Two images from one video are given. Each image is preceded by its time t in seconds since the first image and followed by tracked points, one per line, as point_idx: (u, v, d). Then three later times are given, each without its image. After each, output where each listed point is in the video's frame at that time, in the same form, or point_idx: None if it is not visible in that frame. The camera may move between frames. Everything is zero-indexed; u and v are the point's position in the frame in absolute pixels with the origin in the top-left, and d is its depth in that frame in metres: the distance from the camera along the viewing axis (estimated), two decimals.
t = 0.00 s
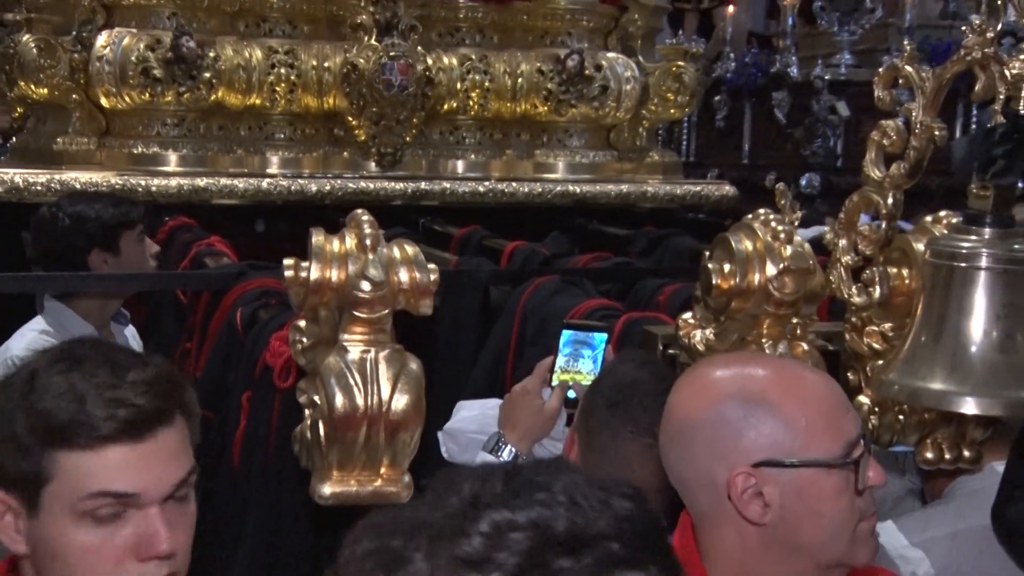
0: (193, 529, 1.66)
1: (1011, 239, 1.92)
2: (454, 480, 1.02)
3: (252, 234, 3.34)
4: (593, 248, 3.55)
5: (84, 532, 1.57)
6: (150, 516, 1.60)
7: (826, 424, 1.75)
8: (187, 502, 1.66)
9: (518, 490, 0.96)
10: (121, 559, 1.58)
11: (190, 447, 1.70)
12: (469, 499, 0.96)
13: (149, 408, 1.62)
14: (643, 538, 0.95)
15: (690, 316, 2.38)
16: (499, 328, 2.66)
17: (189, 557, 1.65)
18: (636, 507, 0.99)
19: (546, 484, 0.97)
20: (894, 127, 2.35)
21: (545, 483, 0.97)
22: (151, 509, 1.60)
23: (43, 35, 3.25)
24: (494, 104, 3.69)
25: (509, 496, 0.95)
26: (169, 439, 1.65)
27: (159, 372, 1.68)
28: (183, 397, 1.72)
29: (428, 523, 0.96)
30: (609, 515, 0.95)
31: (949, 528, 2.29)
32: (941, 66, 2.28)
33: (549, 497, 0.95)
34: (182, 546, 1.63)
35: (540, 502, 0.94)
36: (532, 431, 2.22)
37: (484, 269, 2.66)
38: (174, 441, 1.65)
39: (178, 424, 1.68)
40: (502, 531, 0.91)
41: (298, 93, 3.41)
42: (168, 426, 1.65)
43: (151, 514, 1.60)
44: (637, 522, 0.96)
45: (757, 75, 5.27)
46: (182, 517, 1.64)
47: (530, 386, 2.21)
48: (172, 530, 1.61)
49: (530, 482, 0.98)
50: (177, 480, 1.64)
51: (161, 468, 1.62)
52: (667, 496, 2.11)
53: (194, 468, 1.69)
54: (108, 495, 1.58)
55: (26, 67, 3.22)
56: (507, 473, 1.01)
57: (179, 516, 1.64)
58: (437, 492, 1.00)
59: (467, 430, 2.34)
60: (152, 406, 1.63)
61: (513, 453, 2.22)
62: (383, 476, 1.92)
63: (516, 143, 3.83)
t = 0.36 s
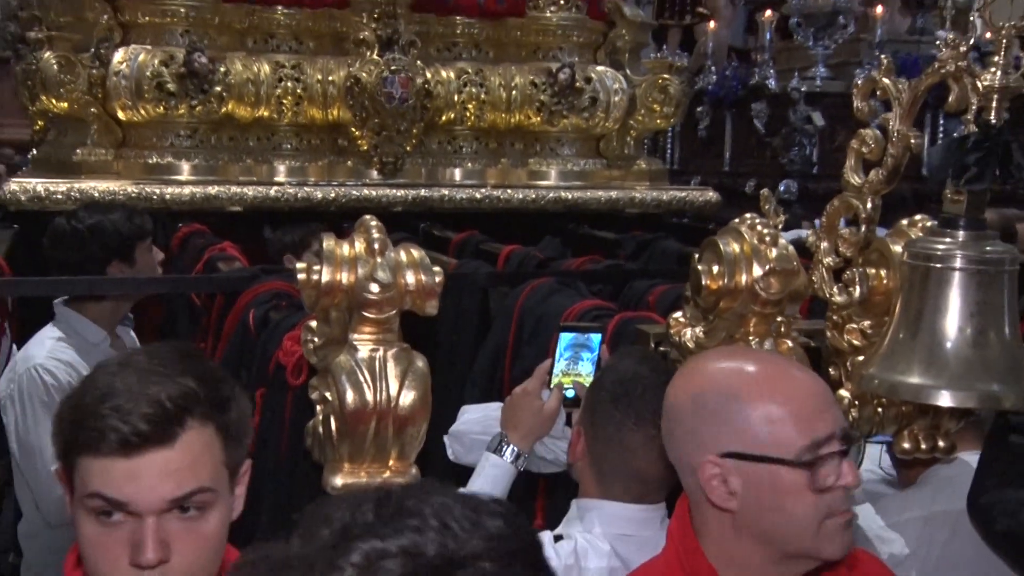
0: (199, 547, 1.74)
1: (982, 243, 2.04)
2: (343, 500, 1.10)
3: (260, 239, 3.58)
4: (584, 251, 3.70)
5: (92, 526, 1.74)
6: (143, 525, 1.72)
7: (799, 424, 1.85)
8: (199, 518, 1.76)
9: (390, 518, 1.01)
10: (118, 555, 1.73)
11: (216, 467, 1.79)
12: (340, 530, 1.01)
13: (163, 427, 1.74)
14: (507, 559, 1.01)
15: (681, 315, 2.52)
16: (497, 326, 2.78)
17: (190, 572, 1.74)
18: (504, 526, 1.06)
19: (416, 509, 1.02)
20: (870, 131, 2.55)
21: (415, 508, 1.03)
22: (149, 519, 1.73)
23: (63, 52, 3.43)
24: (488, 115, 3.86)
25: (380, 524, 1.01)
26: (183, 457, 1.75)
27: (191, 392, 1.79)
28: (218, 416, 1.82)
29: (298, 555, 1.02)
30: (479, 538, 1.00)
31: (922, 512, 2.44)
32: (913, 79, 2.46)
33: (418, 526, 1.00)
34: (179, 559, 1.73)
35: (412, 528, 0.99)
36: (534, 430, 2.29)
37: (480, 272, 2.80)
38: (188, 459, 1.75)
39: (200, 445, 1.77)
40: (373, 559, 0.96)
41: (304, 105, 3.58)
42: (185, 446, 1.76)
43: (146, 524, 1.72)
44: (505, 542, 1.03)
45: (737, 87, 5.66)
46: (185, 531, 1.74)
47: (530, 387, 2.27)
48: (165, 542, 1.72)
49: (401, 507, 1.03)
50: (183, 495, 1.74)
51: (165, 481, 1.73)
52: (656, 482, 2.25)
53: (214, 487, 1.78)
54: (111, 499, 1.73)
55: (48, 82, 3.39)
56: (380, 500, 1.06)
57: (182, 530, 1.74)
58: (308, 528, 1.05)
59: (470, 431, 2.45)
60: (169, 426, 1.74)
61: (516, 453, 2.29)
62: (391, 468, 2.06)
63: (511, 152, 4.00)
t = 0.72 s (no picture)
0: (208, 535, 1.72)
1: (945, 249, 2.30)
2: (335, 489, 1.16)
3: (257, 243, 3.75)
4: (567, 255, 3.85)
5: (103, 521, 1.72)
6: (155, 515, 1.71)
7: (769, 413, 1.88)
8: (208, 507, 1.73)
9: (379, 508, 1.04)
10: (130, 546, 1.71)
11: (222, 457, 1.78)
12: (329, 521, 1.04)
13: (174, 418, 1.74)
14: (493, 546, 1.03)
15: (662, 315, 2.70)
16: (485, 327, 2.94)
17: (199, 560, 1.71)
18: (489, 515, 1.08)
19: (404, 499, 1.05)
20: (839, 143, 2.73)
21: (403, 498, 1.05)
22: (161, 509, 1.71)
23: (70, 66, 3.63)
24: (472, 127, 4.05)
25: (368, 515, 1.03)
26: (193, 448, 1.74)
27: (197, 386, 1.79)
28: (223, 410, 1.81)
29: (289, 548, 1.04)
30: (464, 526, 1.03)
31: (883, 496, 2.63)
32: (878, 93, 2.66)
33: (404, 516, 1.02)
34: (190, 547, 1.71)
35: (398, 518, 1.02)
36: (526, 421, 2.42)
37: (469, 274, 2.96)
38: (197, 449, 1.74)
39: (209, 436, 1.76)
40: (365, 547, 0.99)
41: (299, 116, 3.85)
42: (194, 437, 1.75)
43: (158, 513, 1.71)
44: (490, 530, 1.04)
45: (708, 101, 5.90)
46: (195, 520, 1.72)
47: (524, 381, 2.42)
48: (176, 530, 1.70)
49: (390, 497, 1.07)
50: (193, 484, 1.73)
51: (175, 471, 1.72)
52: (642, 473, 2.37)
53: (223, 476, 1.77)
54: (123, 490, 1.71)
55: (54, 93, 3.58)
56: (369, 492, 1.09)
57: (192, 519, 1.72)
58: (301, 516, 1.09)
59: (466, 422, 2.60)
60: (179, 417, 1.74)
61: (510, 442, 2.41)
62: (389, 460, 2.21)
63: (495, 160, 4.21)
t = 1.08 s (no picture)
0: (199, 534, 1.82)
1: (917, 252, 2.67)
2: (371, 469, 1.26)
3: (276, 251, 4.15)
4: (566, 260, 4.07)
5: (96, 524, 1.81)
6: (146, 516, 1.79)
7: (794, 400, 1.98)
8: (198, 507, 1.83)
9: (423, 482, 1.16)
10: (124, 549, 1.79)
11: (210, 458, 1.87)
12: (381, 492, 1.15)
13: (163, 422, 1.82)
14: (525, 513, 1.15)
15: (656, 313, 2.91)
16: (492, 328, 3.15)
17: (193, 557, 1.82)
18: (522, 491, 1.20)
19: (446, 474, 1.17)
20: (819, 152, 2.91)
21: (445, 473, 1.18)
22: (152, 511, 1.80)
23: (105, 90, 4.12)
24: (477, 141, 4.34)
25: (416, 488, 1.15)
26: (180, 451, 1.82)
27: (183, 391, 1.86)
28: (208, 411, 1.89)
29: (345, 515, 1.16)
30: (500, 498, 1.14)
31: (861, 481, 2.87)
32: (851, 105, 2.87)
33: (447, 490, 1.14)
34: (182, 545, 1.81)
35: (443, 491, 1.14)
36: (535, 416, 2.63)
37: (475, 278, 3.19)
38: (184, 452, 1.83)
39: (197, 439, 1.85)
40: (412, 517, 1.10)
41: (314, 133, 4.29)
42: (181, 440, 1.83)
43: (149, 516, 1.79)
44: (521, 503, 1.16)
45: (693, 117, 6.24)
46: (186, 520, 1.81)
47: (533, 377, 2.62)
48: (169, 530, 1.79)
49: (434, 473, 1.18)
50: (182, 486, 1.81)
51: (164, 474, 1.80)
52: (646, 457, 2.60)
53: (210, 476, 1.86)
54: (114, 494, 1.79)
55: (92, 116, 4.10)
56: (414, 468, 1.21)
57: (183, 519, 1.81)
58: (352, 488, 1.21)
59: (479, 415, 2.82)
60: (167, 422, 1.82)
61: (520, 433, 2.62)
62: (406, 449, 2.44)
63: (496, 172, 4.50)
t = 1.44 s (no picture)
0: (181, 546, 1.86)
1: (882, 261, 2.91)
2: (359, 468, 1.46)
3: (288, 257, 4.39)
4: (558, 268, 4.31)
5: (78, 542, 1.82)
6: (128, 531, 1.82)
7: (748, 402, 2.25)
8: (178, 520, 1.87)
9: (399, 483, 1.34)
10: (106, 564, 1.81)
11: (190, 470, 1.91)
12: (359, 494, 1.33)
13: (140, 436, 1.84)
14: (494, 513, 1.32)
15: (641, 318, 3.10)
16: (489, 332, 3.35)
17: (177, 568, 1.86)
18: (494, 489, 1.38)
19: (421, 475, 1.35)
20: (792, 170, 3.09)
21: (420, 474, 1.36)
22: (133, 526, 1.82)
23: (131, 110, 4.36)
24: (474, 157, 4.57)
25: (393, 490, 1.33)
26: (161, 465, 1.86)
27: (160, 404, 1.90)
28: (189, 423, 1.94)
29: (329, 516, 1.34)
30: (472, 498, 1.32)
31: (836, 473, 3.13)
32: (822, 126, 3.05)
33: (423, 489, 1.32)
34: (165, 558, 1.84)
35: (418, 492, 1.32)
36: (533, 414, 2.86)
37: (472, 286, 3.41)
38: (164, 466, 1.86)
39: (177, 452, 1.89)
40: (388, 517, 1.28)
41: (324, 149, 4.53)
42: (160, 455, 1.86)
43: (130, 531, 1.82)
44: (493, 501, 1.34)
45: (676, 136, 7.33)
46: (168, 533, 1.85)
47: (533, 378, 2.84)
48: (150, 543, 1.82)
49: (411, 473, 1.37)
50: (163, 500, 1.85)
51: (146, 488, 1.83)
52: (634, 451, 2.84)
53: (191, 489, 1.90)
54: (94, 511, 1.81)
55: (119, 133, 4.34)
56: (393, 469, 1.39)
57: (164, 532, 1.85)
58: (333, 490, 1.41)
59: (482, 413, 3.07)
60: (146, 437, 1.85)
61: (519, 431, 2.86)
62: (407, 445, 2.64)
63: (495, 186, 4.75)
